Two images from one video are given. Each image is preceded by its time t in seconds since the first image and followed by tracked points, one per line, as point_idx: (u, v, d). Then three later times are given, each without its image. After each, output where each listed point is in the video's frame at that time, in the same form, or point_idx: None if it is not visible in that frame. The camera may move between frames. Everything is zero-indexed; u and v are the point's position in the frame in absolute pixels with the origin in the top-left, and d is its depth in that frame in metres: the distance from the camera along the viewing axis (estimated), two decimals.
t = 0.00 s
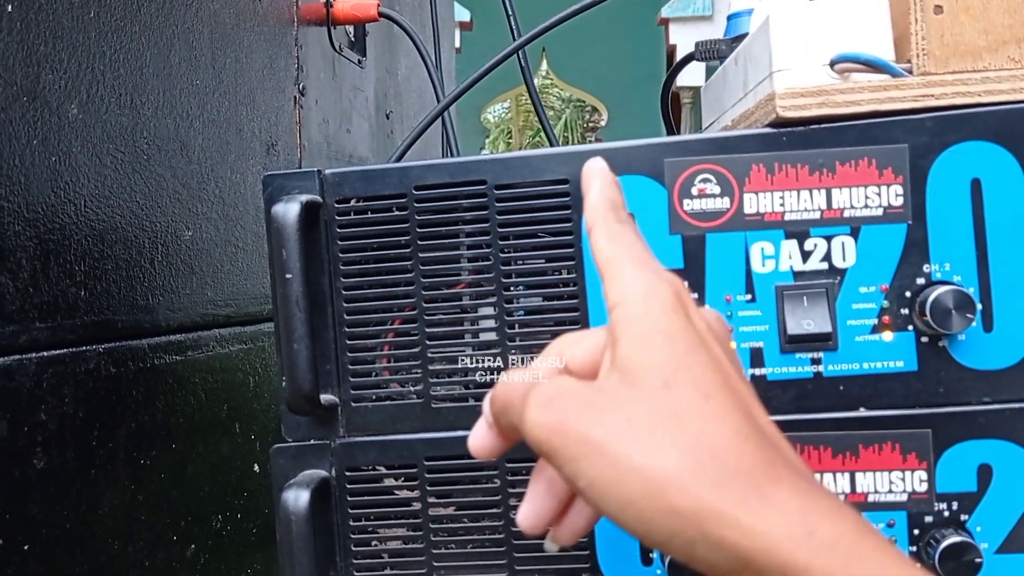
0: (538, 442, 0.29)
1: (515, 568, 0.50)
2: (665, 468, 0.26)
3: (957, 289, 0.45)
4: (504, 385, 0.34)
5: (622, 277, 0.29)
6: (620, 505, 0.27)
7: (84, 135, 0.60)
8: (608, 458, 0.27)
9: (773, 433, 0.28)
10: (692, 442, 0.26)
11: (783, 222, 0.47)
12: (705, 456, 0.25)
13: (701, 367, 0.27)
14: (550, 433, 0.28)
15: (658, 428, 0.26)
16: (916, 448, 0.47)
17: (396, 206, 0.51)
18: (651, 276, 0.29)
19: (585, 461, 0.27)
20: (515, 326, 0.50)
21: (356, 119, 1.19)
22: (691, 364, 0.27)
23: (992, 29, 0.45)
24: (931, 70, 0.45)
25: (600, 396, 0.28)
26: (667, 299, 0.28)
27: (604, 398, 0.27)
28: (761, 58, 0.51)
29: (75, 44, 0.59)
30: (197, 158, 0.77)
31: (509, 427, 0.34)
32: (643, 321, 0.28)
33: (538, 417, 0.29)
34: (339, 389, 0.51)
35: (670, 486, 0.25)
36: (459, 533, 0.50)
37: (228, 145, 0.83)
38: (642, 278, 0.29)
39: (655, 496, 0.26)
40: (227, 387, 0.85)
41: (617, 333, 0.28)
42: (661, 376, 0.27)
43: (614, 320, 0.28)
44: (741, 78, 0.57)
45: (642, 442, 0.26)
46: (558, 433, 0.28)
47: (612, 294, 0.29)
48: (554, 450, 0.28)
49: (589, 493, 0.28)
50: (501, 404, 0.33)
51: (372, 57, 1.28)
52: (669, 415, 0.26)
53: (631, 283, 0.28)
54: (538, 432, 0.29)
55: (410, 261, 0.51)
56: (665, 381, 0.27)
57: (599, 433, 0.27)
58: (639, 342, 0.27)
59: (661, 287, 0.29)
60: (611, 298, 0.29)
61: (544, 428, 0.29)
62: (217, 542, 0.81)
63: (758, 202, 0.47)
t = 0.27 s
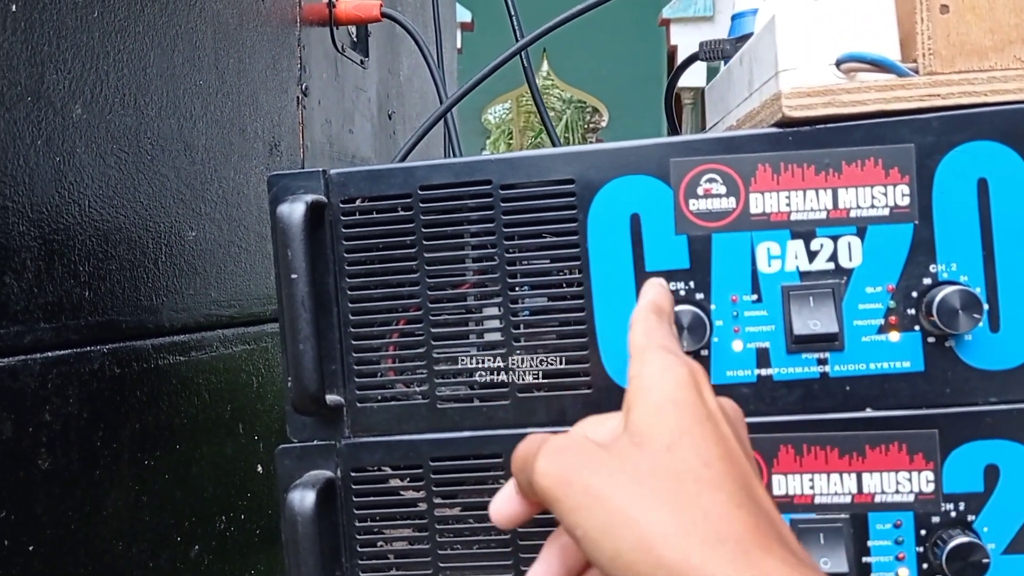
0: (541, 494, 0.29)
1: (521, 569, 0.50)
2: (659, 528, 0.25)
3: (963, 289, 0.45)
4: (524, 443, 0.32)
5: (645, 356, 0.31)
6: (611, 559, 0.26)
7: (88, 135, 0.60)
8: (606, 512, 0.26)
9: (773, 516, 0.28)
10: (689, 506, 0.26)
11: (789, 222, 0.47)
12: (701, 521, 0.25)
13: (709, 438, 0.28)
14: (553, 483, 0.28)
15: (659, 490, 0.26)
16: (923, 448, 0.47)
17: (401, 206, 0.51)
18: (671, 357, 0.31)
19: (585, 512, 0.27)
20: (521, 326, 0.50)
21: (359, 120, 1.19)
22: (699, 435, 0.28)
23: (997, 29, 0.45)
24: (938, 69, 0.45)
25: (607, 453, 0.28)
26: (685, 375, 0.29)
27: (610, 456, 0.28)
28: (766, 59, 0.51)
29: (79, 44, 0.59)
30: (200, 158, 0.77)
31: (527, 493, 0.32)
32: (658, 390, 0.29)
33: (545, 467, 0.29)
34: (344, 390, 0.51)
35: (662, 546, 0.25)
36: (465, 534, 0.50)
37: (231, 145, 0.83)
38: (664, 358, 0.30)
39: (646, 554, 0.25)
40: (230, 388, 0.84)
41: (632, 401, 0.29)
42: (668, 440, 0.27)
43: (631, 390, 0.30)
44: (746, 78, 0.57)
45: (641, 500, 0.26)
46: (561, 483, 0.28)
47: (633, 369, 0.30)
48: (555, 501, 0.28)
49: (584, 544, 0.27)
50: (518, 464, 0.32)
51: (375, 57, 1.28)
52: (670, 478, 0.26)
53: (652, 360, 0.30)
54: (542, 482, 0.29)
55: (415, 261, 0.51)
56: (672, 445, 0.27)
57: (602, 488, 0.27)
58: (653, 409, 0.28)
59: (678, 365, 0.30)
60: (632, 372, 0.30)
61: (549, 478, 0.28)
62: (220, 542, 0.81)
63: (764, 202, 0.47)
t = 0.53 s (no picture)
0: (556, 526, 0.29)
1: (527, 570, 0.49)
2: (673, 549, 0.25)
3: (973, 288, 0.44)
4: (532, 475, 0.33)
5: (649, 384, 0.32)
6: None
7: (92, 134, 0.60)
8: (620, 536, 0.26)
9: (789, 535, 0.27)
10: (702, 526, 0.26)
11: (798, 221, 0.47)
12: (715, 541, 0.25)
13: (717, 462, 0.28)
14: (567, 512, 0.28)
15: (671, 511, 0.26)
16: (932, 448, 0.47)
17: (407, 205, 0.50)
18: (675, 383, 0.31)
19: (599, 540, 0.27)
20: (527, 326, 0.50)
21: (361, 119, 1.19)
22: (706, 457, 0.28)
23: (1008, 27, 0.44)
24: (947, 68, 0.45)
25: (619, 480, 0.28)
26: (688, 399, 0.30)
27: (621, 482, 0.28)
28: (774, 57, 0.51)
29: (83, 43, 0.59)
30: (203, 157, 0.77)
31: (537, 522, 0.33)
32: (663, 417, 0.30)
33: (558, 497, 0.29)
34: (349, 390, 0.51)
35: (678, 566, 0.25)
36: (471, 534, 0.50)
37: (235, 145, 0.83)
38: (668, 385, 0.31)
39: None
40: (233, 388, 0.84)
41: (642, 427, 0.30)
42: (677, 464, 0.28)
43: (637, 419, 0.30)
44: (754, 77, 0.56)
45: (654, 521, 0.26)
46: (575, 511, 0.28)
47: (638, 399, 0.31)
48: (569, 531, 0.28)
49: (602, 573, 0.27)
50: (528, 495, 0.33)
51: (377, 56, 1.28)
52: (682, 499, 0.26)
53: (656, 389, 0.31)
54: (556, 514, 0.29)
55: (421, 260, 0.50)
56: (681, 469, 0.28)
57: (614, 513, 0.27)
58: (662, 434, 0.29)
59: (682, 393, 0.31)
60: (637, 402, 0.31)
61: (562, 508, 0.28)
62: (224, 543, 0.80)
63: (772, 201, 0.47)
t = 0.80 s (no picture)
0: (536, 533, 0.30)
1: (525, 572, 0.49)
2: (646, 555, 0.26)
3: (974, 288, 0.44)
4: (509, 488, 0.36)
5: (624, 400, 0.33)
6: None
7: (89, 133, 0.60)
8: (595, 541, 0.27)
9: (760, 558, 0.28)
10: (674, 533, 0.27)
11: (797, 221, 0.47)
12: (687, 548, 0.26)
13: (693, 480, 0.29)
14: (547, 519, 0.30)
15: (644, 520, 0.27)
16: (932, 449, 0.46)
17: (405, 205, 0.50)
18: (648, 401, 0.33)
19: (576, 544, 0.28)
20: (526, 326, 0.49)
21: (361, 119, 1.18)
22: (679, 472, 0.29)
23: (1009, 26, 0.44)
24: (948, 66, 0.45)
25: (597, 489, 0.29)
26: (665, 420, 0.32)
27: (599, 492, 0.29)
28: (773, 56, 0.51)
29: (79, 42, 0.58)
30: (201, 157, 0.77)
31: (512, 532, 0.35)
32: (638, 433, 0.31)
33: (538, 504, 0.30)
34: (346, 390, 0.51)
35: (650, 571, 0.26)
36: (468, 535, 0.50)
37: (233, 144, 0.82)
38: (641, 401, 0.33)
39: None
40: (231, 388, 0.84)
41: (620, 442, 0.31)
42: (651, 476, 0.29)
43: (613, 434, 0.32)
44: (753, 76, 0.56)
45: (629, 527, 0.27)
46: (554, 516, 0.29)
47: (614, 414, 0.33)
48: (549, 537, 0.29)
49: None
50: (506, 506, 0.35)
51: (377, 56, 1.27)
52: (656, 509, 0.28)
53: (631, 407, 0.33)
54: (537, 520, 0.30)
55: (418, 260, 0.50)
56: (657, 481, 0.29)
57: (591, 519, 0.28)
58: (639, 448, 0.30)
59: (656, 413, 0.32)
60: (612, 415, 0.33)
61: (542, 514, 0.30)
62: (222, 544, 0.80)
63: (772, 200, 0.47)
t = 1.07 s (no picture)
0: (521, 555, 0.31)
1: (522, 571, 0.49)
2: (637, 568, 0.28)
3: (970, 288, 0.44)
4: (494, 520, 0.37)
5: (606, 440, 0.37)
6: None
7: (87, 133, 0.60)
8: (586, 556, 0.29)
9: None
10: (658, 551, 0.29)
11: (794, 220, 0.47)
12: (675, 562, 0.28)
13: (671, 506, 0.32)
14: (534, 539, 0.31)
15: (631, 537, 0.29)
16: (929, 449, 0.46)
17: (402, 205, 0.50)
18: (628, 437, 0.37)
19: (566, 561, 0.29)
20: (523, 326, 0.49)
21: (360, 119, 1.18)
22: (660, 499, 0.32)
23: (1005, 25, 0.44)
24: (944, 66, 0.45)
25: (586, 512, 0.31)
26: (643, 454, 0.35)
27: (587, 515, 0.31)
28: (769, 56, 0.51)
29: (77, 42, 0.58)
30: (200, 157, 0.77)
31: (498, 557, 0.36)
32: (621, 463, 0.34)
33: (525, 527, 0.31)
34: (344, 390, 0.51)
35: None
36: (465, 535, 0.50)
37: (232, 145, 0.83)
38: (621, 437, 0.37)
39: None
40: (230, 388, 0.84)
41: (604, 473, 0.34)
42: (635, 501, 0.32)
43: (597, 467, 0.35)
44: (750, 76, 0.56)
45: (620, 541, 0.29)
46: (544, 535, 0.30)
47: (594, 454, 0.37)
48: (535, 557, 0.30)
49: None
50: (491, 536, 0.37)
51: (376, 56, 1.27)
52: (642, 528, 0.30)
53: (612, 446, 0.36)
54: (523, 542, 0.31)
55: (415, 260, 0.50)
56: (640, 505, 0.32)
57: (581, 537, 0.30)
58: (623, 477, 0.33)
59: (636, 448, 0.36)
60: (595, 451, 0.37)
61: (529, 537, 0.31)
62: (220, 544, 0.80)
63: (768, 200, 0.47)
